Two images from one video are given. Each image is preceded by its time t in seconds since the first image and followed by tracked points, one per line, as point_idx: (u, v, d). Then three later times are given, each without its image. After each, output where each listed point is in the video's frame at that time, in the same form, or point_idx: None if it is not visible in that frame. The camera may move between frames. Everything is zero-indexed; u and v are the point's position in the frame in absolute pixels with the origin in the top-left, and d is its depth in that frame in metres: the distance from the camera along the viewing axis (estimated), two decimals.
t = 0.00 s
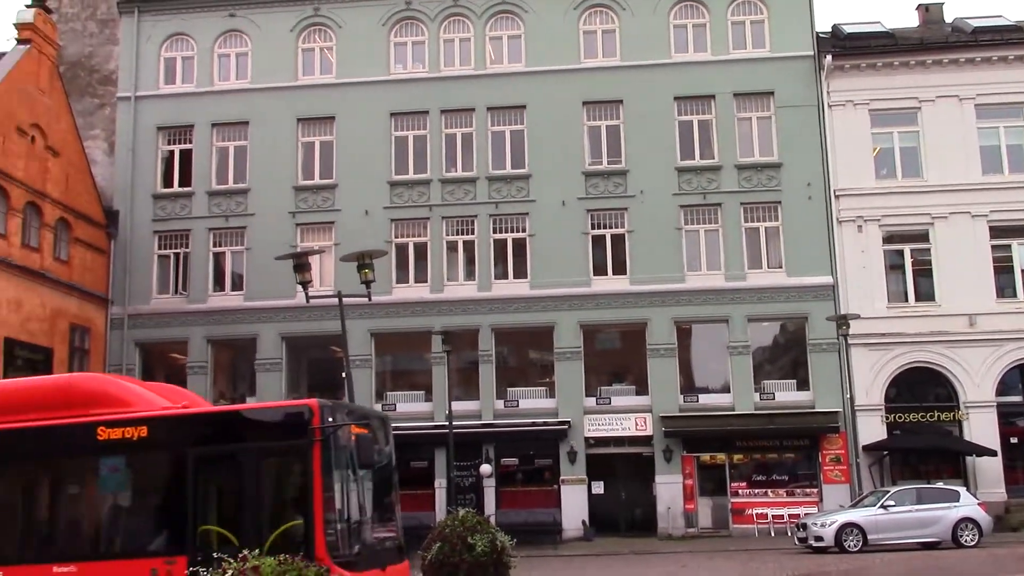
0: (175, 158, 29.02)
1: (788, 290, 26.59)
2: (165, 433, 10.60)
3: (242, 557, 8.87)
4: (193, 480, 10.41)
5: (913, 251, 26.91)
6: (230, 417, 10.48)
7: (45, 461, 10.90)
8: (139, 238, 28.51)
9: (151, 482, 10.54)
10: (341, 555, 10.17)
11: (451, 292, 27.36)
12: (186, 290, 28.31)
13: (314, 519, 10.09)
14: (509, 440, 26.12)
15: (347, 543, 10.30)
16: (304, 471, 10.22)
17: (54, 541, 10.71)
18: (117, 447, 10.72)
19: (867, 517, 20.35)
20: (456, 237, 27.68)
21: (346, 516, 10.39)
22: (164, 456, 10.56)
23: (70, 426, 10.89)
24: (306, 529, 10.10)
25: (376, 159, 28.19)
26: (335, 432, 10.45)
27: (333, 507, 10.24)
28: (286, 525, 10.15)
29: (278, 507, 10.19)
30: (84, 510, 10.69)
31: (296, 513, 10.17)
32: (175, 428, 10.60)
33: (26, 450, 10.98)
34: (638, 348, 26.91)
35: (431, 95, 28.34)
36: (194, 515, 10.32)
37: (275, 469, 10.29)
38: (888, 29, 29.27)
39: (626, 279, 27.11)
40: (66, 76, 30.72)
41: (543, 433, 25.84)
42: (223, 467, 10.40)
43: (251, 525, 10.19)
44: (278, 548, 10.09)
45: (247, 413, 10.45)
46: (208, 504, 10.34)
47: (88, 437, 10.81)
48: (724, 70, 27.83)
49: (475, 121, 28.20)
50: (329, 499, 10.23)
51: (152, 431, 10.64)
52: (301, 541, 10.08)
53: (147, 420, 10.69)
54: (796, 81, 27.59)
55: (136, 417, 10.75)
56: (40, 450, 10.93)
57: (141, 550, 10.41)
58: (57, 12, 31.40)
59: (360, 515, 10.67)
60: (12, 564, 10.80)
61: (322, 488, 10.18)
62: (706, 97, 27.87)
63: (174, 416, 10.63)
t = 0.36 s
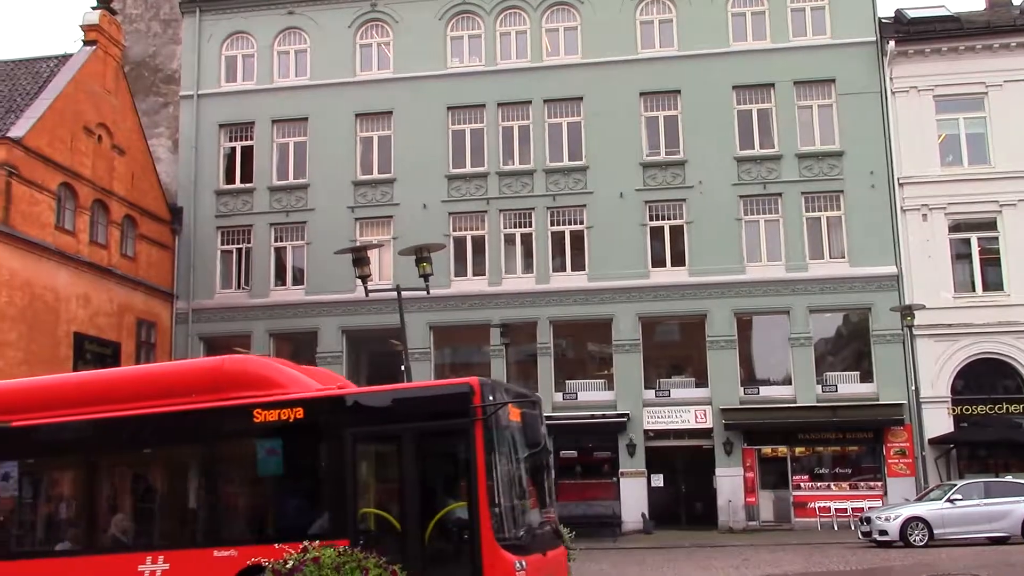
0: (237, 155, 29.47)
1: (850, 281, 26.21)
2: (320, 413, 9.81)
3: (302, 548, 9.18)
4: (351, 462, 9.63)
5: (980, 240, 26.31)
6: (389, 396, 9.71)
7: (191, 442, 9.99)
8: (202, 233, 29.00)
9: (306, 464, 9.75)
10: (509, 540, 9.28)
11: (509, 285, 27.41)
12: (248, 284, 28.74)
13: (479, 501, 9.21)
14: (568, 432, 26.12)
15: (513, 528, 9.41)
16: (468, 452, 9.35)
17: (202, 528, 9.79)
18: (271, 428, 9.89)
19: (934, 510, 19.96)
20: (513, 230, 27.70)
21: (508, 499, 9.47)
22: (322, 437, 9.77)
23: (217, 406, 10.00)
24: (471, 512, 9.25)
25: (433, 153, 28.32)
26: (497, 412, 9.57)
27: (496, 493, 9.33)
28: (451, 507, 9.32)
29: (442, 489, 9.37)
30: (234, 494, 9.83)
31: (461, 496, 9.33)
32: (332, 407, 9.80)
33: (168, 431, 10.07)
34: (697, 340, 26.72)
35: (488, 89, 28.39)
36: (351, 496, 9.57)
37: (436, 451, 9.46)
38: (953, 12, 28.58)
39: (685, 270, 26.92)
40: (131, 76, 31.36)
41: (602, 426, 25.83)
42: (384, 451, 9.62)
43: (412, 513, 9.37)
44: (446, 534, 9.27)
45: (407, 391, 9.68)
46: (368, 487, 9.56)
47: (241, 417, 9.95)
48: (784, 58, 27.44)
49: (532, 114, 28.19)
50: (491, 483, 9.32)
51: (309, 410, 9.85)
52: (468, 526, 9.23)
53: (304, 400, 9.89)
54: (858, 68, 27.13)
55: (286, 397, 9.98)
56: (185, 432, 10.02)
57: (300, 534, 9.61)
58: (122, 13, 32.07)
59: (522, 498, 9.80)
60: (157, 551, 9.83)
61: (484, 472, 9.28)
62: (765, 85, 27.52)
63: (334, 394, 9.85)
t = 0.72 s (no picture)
0: (286, 150, 29.75)
1: (902, 275, 25.81)
2: (461, 402, 9.25)
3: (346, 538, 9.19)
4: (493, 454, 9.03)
5: None
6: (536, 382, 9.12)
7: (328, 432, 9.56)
8: (252, 229, 29.33)
9: (443, 456, 9.21)
10: (663, 537, 8.64)
11: (555, 279, 27.40)
12: (298, 279, 29.02)
13: (634, 494, 8.60)
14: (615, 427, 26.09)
15: (666, 525, 8.78)
16: (619, 442, 8.73)
17: (341, 518, 9.34)
18: (409, 416, 9.38)
19: (989, 508, 19.61)
20: (560, 224, 27.69)
21: (660, 493, 8.85)
22: (465, 425, 9.19)
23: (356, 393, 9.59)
24: (622, 507, 8.64)
25: (480, 147, 28.38)
26: (650, 399, 8.92)
27: (649, 485, 8.70)
28: (601, 502, 8.71)
29: (590, 481, 8.76)
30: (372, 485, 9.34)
31: (612, 489, 8.71)
32: (472, 395, 9.23)
33: (302, 418, 9.67)
34: (746, 334, 26.48)
35: (535, 83, 28.36)
36: (490, 490, 8.96)
37: (584, 442, 8.84)
38: None
39: (734, 264, 26.69)
40: (183, 74, 31.80)
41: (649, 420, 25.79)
42: (526, 439, 9.04)
43: (558, 505, 8.75)
44: (596, 531, 8.66)
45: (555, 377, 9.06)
46: (510, 479, 8.98)
47: (379, 406, 9.48)
48: (835, 49, 27.05)
49: (579, 107, 28.11)
50: (645, 475, 8.70)
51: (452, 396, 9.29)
52: (622, 523, 8.62)
53: (445, 387, 9.35)
54: (911, 58, 26.67)
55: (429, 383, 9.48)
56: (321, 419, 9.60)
57: (439, 528, 9.07)
58: (173, 11, 32.52)
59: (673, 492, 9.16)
60: (297, 542, 9.42)
61: (637, 462, 8.66)
62: (815, 77, 27.16)
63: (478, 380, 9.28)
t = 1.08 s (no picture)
0: (331, 150, 29.98)
1: (953, 267, 25.38)
2: (599, 391, 9.98)
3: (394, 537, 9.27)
4: (637, 450, 9.70)
5: None
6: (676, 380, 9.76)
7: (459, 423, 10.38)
8: (298, 229, 29.60)
9: (580, 452, 9.91)
10: (822, 535, 9.09)
11: (600, 275, 27.31)
12: (343, 278, 29.24)
13: (790, 488, 9.09)
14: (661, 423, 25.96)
15: (825, 525, 9.22)
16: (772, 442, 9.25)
17: (472, 511, 10.15)
18: (545, 407, 10.11)
19: None
20: (604, 220, 27.58)
21: (819, 487, 9.30)
22: (596, 419, 9.92)
23: (487, 382, 10.39)
24: (775, 501, 9.14)
25: (524, 144, 28.36)
26: (804, 391, 9.41)
27: (807, 479, 9.18)
28: (753, 500, 9.24)
29: (737, 482, 9.34)
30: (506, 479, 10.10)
31: (765, 488, 9.22)
32: (611, 385, 9.95)
33: (431, 411, 10.52)
34: (793, 330, 26.30)
35: (577, 79, 28.28)
36: (637, 486, 9.63)
37: (732, 440, 9.42)
38: None
39: (780, 258, 26.43)
40: (228, 76, 32.15)
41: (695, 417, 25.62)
42: (675, 433, 9.65)
43: (709, 501, 9.34)
44: (746, 529, 9.21)
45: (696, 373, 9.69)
46: (653, 476, 9.63)
47: (513, 399, 10.24)
48: (881, 39, 26.65)
49: (622, 102, 27.98)
50: (803, 469, 9.18)
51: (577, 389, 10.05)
52: (777, 522, 9.11)
53: (578, 378, 10.09)
54: (960, 47, 26.20)
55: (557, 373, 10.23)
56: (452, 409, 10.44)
57: (579, 523, 9.77)
58: (219, 14, 32.89)
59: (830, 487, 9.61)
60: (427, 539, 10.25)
61: (795, 456, 9.16)
62: (862, 68, 26.79)
63: (611, 371, 10.00)
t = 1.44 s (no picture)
0: (381, 152, 30.20)
1: (1013, 261, 24.84)
2: (743, 376, 9.92)
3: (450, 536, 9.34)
4: (789, 437, 9.53)
5: None
6: (830, 364, 9.59)
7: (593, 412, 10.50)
8: (350, 230, 29.86)
9: (723, 442, 9.84)
10: (1000, 529, 8.69)
11: (651, 273, 27.17)
12: (395, 278, 29.44)
13: (964, 478, 8.72)
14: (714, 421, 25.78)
15: (1003, 517, 8.79)
16: (941, 427, 8.91)
17: (607, 505, 10.25)
18: (686, 392, 10.13)
19: None
20: (654, 217, 27.45)
21: (994, 476, 8.91)
22: (737, 406, 9.85)
23: (624, 371, 10.45)
24: (947, 492, 8.78)
25: (573, 143, 28.31)
26: (975, 373, 9.06)
27: (983, 468, 8.79)
28: (918, 491, 8.94)
29: (900, 474, 9.06)
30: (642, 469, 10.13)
31: (935, 478, 8.87)
32: (756, 371, 9.88)
33: (565, 400, 10.68)
34: (849, 325, 25.96)
35: (626, 76, 28.16)
36: (790, 479, 9.45)
37: (892, 428, 9.16)
38: None
39: (834, 254, 26.09)
40: (280, 80, 32.51)
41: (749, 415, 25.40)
42: (827, 423, 9.46)
43: (870, 494, 9.08)
44: (912, 521, 8.91)
45: (850, 357, 9.49)
46: (807, 469, 9.45)
47: (648, 385, 10.33)
48: (936, 29, 26.17)
49: (671, 99, 27.82)
50: (978, 456, 8.80)
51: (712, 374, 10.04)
52: (949, 514, 8.75)
53: (721, 361, 10.06)
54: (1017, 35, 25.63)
55: (702, 358, 10.20)
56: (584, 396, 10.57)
57: (726, 516, 9.65)
58: (269, 19, 33.29)
59: (1004, 477, 9.19)
60: (559, 535, 10.43)
61: (969, 442, 8.78)
62: (916, 59, 26.34)
63: (755, 358, 9.91)
